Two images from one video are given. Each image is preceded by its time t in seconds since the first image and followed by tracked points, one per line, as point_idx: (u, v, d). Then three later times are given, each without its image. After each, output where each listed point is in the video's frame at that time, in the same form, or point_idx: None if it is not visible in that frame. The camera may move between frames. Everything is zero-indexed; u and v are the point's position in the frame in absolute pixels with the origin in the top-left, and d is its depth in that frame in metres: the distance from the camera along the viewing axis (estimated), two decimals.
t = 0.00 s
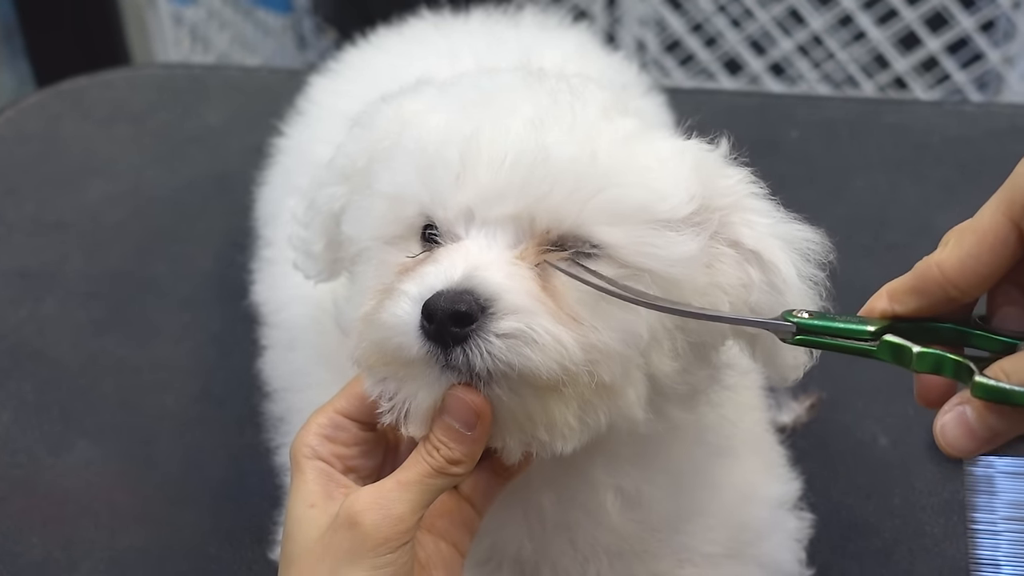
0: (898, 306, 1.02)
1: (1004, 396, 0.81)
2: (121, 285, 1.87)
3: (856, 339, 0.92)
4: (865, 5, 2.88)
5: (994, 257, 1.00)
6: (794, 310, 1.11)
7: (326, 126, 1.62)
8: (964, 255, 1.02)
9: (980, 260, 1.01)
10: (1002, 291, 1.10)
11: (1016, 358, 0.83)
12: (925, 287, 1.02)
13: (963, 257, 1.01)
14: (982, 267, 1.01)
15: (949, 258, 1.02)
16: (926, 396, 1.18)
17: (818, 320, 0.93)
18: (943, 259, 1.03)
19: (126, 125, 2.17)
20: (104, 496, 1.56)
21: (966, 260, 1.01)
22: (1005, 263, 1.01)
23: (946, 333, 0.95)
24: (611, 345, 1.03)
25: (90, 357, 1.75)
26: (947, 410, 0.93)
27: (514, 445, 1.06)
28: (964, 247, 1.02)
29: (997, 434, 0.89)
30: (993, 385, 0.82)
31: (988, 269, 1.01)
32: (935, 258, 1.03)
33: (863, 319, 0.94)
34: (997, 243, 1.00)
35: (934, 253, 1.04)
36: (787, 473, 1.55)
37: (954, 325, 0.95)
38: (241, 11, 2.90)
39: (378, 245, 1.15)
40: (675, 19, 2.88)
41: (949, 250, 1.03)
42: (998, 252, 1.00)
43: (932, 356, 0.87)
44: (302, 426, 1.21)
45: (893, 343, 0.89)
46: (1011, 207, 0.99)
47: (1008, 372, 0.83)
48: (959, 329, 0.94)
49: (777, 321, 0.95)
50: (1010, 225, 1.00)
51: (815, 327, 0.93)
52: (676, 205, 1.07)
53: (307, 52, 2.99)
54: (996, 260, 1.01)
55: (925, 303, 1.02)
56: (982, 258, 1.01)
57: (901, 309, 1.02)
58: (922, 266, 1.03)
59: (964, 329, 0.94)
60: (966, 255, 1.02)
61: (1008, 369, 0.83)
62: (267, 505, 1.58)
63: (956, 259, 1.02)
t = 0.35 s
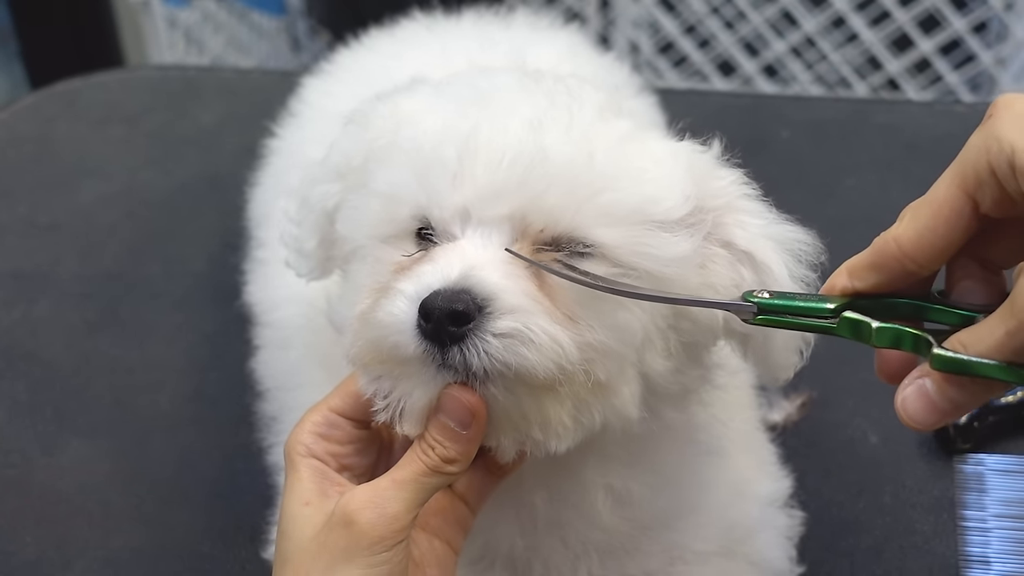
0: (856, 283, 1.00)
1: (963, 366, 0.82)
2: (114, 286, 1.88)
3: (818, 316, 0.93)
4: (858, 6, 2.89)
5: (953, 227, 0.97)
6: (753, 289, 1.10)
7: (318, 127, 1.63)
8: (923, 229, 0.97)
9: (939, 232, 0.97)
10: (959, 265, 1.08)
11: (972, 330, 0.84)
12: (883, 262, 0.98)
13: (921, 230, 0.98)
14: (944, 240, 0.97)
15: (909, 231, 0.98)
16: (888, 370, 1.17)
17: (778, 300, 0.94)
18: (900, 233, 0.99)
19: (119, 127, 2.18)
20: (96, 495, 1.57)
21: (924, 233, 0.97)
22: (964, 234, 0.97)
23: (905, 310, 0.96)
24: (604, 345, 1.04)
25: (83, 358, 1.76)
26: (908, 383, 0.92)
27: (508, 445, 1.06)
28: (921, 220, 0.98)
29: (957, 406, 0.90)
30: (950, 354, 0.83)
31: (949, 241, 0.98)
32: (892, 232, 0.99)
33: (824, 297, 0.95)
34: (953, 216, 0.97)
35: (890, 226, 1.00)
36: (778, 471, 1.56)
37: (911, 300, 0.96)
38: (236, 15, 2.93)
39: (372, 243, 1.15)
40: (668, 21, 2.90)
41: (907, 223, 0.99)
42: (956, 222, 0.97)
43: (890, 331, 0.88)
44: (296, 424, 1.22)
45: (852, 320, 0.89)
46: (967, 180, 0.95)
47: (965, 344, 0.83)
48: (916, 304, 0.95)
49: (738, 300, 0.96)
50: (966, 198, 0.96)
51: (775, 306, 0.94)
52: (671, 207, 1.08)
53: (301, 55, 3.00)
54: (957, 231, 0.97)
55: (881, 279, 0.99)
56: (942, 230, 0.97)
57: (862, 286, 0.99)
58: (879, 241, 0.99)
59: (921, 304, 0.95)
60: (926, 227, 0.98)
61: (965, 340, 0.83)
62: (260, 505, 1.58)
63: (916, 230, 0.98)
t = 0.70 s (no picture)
0: (815, 261, 1.00)
1: (918, 339, 0.82)
2: (104, 289, 1.89)
3: (780, 297, 0.95)
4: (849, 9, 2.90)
5: (903, 201, 0.98)
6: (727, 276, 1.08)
7: (307, 130, 1.63)
8: (877, 205, 0.98)
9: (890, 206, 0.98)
10: (917, 239, 1.09)
11: (924, 304, 0.85)
12: (840, 239, 0.99)
13: (876, 206, 0.98)
14: (895, 214, 0.98)
15: (863, 208, 0.99)
16: (850, 342, 1.18)
17: (737, 280, 0.96)
18: (855, 210, 1.00)
19: (108, 130, 2.18)
20: (86, 498, 1.57)
21: (879, 209, 0.98)
22: (916, 208, 0.98)
23: (864, 285, 0.97)
24: (596, 352, 1.04)
25: (73, 361, 1.76)
26: (866, 359, 0.96)
27: (500, 451, 1.06)
28: (874, 196, 0.99)
29: (915, 379, 0.93)
30: (907, 329, 0.82)
31: (901, 215, 0.99)
32: (847, 210, 1.00)
33: (783, 276, 0.98)
34: (905, 190, 0.98)
35: (845, 204, 1.01)
36: (767, 473, 1.57)
37: (872, 276, 0.96)
38: (227, 17, 2.95)
39: (364, 245, 1.14)
40: (659, 24, 2.91)
41: (861, 199, 1.00)
42: (906, 196, 0.98)
43: (846, 308, 0.88)
44: (286, 428, 1.22)
45: (809, 297, 0.90)
46: (917, 154, 0.97)
47: (920, 318, 0.84)
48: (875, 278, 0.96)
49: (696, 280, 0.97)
50: (917, 172, 0.98)
51: (735, 287, 0.95)
52: (663, 209, 1.08)
53: (292, 58, 3.00)
54: (907, 205, 0.98)
55: (840, 256, 1.00)
56: (894, 204, 0.98)
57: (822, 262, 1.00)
58: (835, 219, 1.00)
59: (880, 279, 0.96)
60: (877, 202, 0.99)
61: (920, 313, 0.84)
62: (250, 508, 1.59)
63: (869, 206, 0.99)
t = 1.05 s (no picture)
0: (811, 261, 0.99)
1: (913, 338, 0.84)
2: (96, 291, 1.88)
3: (777, 299, 0.95)
4: (842, 11, 2.91)
5: (897, 202, 0.98)
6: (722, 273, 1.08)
7: (300, 131, 1.63)
8: (871, 206, 0.98)
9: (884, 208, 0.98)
10: (912, 238, 1.08)
11: (919, 304, 0.86)
12: (834, 240, 0.98)
13: (870, 207, 0.98)
14: (890, 214, 0.98)
15: (857, 209, 0.99)
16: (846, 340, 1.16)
17: (731, 281, 0.96)
18: (849, 212, 0.99)
19: (101, 132, 2.18)
20: (78, 501, 1.57)
21: (872, 211, 0.98)
22: (910, 209, 0.98)
23: (856, 284, 0.97)
24: (589, 352, 1.04)
25: (65, 363, 1.76)
26: (863, 357, 0.95)
27: (491, 451, 1.06)
28: (868, 199, 0.98)
29: (911, 377, 0.93)
30: (903, 329, 0.84)
31: (896, 216, 0.98)
32: (842, 212, 0.99)
33: (777, 276, 0.97)
34: (898, 192, 0.98)
35: (839, 206, 1.01)
36: (760, 474, 1.57)
37: (859, 275, 0.97)
38: (220, 19, 2.94)
39: (355, 244, 1.14)
40: (652, 26, 2.91)
41: (855, 201, 0.99)
42: (899, 197, 0.98)
43: (841, 306, 0.90)
44: (277, 429, 1.22)
45: (807, 296, 0.92)
46: (909, 156, 0.96)
47: (916, 317, 0.85)
48: (864, 277, 0.97)
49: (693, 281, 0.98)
50: (909, 173, 0.97)
51: (729, 287, 0.95)
52: (654, 203, 1.08)
53: (285, 59, 3.06)
54: (902, 206, 0.98)
55: (835, 258, 0.99)
56: (889, 205, 0.98)
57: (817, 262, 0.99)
58: (829, 221, 1.00)
59: (872, 279, 0.96)
60: (871, 204, 0.98)
61: (916, 313, 0.85)
62: (243, 510, 1.58)
63: (863, 208, 0.98)
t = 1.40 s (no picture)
0: (817, 268, 0.99)
1: (923, 350, 0.84)
2: (93, 293, 1.88)
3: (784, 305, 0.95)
4: (837, 12, 2.92)
5: (905, 214, 0.97)
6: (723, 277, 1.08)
7: (298, 131, 1.63)
8: (877, 218, 0.97)
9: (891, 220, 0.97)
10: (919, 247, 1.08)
11: (926, 315, 0.86)
12: (841, 250, 0.98)
13: (877, 219, 0.97)
14: (898, 227, 0.97)
15: (864, 220, 0.98)
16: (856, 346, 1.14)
17: (739, 287, 0.97)
18: (857, 223, 0.98)
19: (97, 133, 2.18)
20: (76, 503, 1.57)
21: (881, 223, 0.97)
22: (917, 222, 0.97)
23: (862, 291, 0.99)
24: (593, 354, 1.04)
25: (63, 366, 1.76)
26: (869, 365, 0.96)
27: (494, 453, 1.06)
28: (876, 210, 0.97)
29: (915, 386, 0.93)
30: (911, 340, 0.85)
31: (903, 228, 0.97)
32: (850, 222, 0.99)
33: (785, 281, 0.97)
34: (906, 205, 0.97)
35: (848, 216, 1.00)
36: (759, 475, 1.57)
37: (864, 282, 0.98)
38: (215, 20, 2.94)
39: (358, 245, 1.14)
40: (648, 27, 2.92)
41: (863, 211, 0.99)
42: (907, 211, 0.97)
43: (848, 313, 0.90)
44: (279, 431, 1.21)
45: (813, 304, 0.92)
46: (917, 169, 0.96)
47: (923, 327, 0.86)
48: (869, 283, 0.98)
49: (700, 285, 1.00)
50: (917, 186, 0.97)
51: (736, 293, 0.97)
52: (658, 203, 1.09)
53: (281, 60, 3.05)
54: (910, 220, 0.97)
55: (841, 267, 0.99)
56: (896, 217, 0.97)
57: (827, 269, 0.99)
58: (837, 230, 0.99)
59: (879, 286, 0.98)
60: (879, 215, 0.97)
61: (922, 323, 0.86)
62: (241, 512, 1.58)
63: (870, 219, 0.97)
